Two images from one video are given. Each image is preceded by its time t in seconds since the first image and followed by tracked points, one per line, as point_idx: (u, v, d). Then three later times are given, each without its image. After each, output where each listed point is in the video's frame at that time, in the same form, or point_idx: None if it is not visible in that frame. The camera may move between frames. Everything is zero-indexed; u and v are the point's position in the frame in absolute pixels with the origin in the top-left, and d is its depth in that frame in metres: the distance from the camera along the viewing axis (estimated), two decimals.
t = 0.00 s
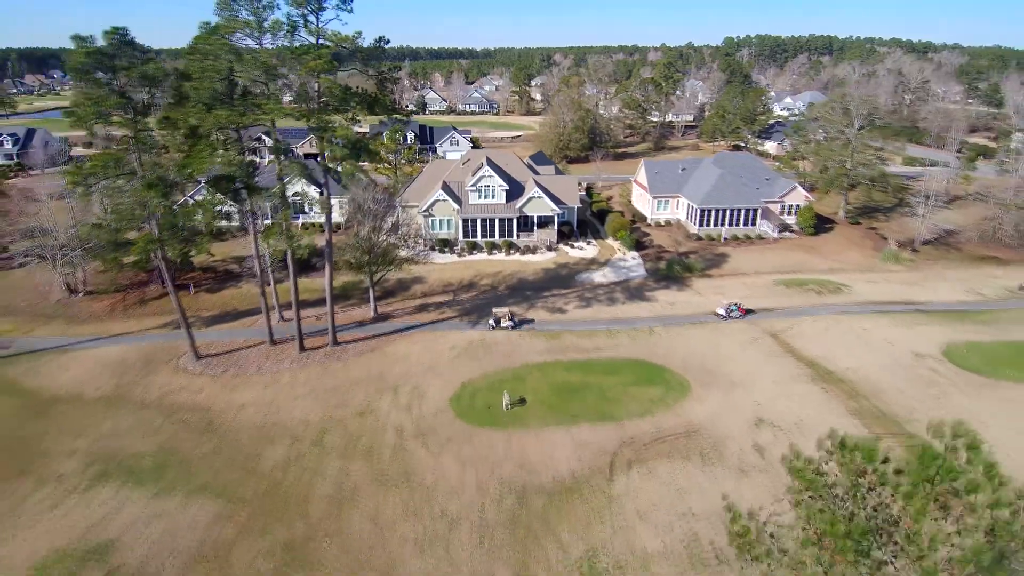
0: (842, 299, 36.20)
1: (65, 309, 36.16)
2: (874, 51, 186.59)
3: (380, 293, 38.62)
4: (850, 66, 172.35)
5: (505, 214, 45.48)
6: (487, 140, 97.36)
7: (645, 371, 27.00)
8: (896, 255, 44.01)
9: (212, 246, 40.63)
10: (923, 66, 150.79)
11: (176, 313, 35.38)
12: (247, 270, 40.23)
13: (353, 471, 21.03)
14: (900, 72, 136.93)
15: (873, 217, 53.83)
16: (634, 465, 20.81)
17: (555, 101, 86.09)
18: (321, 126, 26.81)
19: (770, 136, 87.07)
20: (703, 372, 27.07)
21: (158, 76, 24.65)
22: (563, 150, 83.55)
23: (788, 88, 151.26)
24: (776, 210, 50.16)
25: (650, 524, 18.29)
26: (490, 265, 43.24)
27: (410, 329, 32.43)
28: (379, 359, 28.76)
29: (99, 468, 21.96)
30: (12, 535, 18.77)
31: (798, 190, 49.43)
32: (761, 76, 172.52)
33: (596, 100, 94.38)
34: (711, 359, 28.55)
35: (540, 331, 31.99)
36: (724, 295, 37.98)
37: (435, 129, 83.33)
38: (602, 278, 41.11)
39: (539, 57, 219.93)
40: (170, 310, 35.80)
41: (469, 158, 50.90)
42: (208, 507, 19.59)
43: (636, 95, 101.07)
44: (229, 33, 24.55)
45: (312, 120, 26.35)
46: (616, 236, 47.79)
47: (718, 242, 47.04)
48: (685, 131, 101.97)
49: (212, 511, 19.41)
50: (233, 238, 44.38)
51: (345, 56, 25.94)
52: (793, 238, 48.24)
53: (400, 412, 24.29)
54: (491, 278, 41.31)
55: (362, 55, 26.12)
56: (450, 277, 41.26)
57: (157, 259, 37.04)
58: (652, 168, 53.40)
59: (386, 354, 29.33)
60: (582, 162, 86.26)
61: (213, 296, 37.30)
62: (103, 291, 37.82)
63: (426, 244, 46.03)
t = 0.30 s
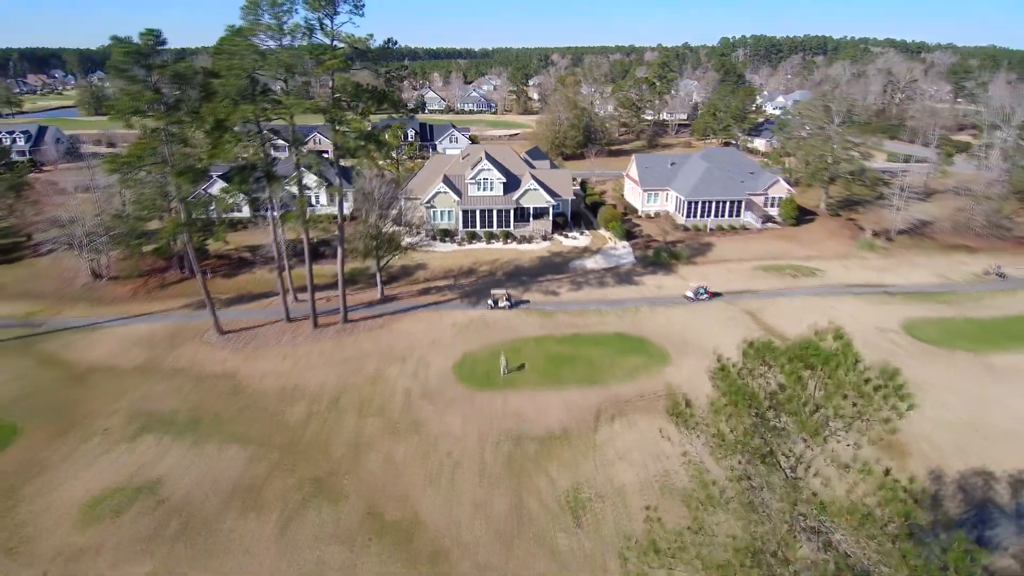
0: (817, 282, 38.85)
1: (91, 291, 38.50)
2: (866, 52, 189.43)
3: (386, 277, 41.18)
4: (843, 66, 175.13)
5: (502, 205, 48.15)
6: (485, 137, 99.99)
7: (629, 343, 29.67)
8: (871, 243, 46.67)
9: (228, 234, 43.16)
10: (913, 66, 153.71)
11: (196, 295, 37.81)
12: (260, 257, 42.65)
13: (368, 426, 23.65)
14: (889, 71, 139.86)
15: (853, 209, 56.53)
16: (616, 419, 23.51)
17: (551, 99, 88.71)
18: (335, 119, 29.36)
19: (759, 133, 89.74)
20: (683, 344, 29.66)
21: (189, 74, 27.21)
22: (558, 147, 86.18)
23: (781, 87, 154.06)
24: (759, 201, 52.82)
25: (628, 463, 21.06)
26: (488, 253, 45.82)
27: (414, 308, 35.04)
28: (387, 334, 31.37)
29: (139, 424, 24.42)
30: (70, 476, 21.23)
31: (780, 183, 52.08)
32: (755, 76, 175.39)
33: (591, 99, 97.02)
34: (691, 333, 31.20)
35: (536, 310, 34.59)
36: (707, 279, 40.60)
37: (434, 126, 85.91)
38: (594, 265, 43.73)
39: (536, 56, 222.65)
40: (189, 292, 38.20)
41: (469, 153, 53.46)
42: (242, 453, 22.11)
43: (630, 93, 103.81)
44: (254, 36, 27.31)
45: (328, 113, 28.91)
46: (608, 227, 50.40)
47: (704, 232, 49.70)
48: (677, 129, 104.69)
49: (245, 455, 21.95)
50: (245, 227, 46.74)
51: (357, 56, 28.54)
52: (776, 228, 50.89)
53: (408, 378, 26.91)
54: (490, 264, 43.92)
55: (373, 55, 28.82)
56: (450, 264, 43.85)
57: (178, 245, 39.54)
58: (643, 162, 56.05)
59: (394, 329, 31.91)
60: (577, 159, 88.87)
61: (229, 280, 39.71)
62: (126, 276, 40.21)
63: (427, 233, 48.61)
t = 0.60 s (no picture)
0: (795, 267, 41.53)
1: (115, 276, 41.07)
2: (859, 52, 192.13)
3: (391, 264, 43.81)
4: (836, 66, 177.81)
5: (500, 197, 50.79)
6: (483, 135, 102.65)
7: (617, 319, 32.29)
8: (849, 233, 49.38)
9: (242, 225, 45.82)
10: (904, 66, 156.48)
11: (214, 279, 40.38)
12: (272, 245, 45.15)
13: (379, 389, 26.23)
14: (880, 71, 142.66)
15: (835, 202, 59.22)
16: (603, 384, 26.12)
17: (548, 98, 91.35)
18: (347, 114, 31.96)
19: (750, 131, 92.46)
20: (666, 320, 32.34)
21: (214, 72, 29.84)
22: (555, 145, 88.89)
23: (774, 87, 156.84)
24: (745, 194, 55.52)
25: (612, 419, 23.68)
26: (487, 242, 48.45)
27: (419, 291, 37.63)
28: (394, 313, 33.97)
29: (172, 388, 26.97)
30: (116, 430, 23.84)
31: (764, 177, 54.76)
32: (749, 76, 178.16)
33: (587, 98, 99.73)
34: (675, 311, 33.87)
35: (532, 292, 37.24)
36: (693, 265, 43.27)
37: (435, 124, 88.53)
38: (587, 252, 46.38)
39: (534, 56, 225.41)
40: (207, 277, 40.77)
41: (469, 148, 56.12)
42: (267, 411, 24.68)
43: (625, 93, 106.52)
44: (273, 38, 29.95)
45: (341, 108, 31.52)
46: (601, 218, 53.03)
47: (692, 223, 52.39)
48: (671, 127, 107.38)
49: (271, 412, 24.55)
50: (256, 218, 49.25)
51: (369, 55, 31.13)
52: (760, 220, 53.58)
53: (415, 349, 29.54)
54: (489, 252, 46.56)
55: (383, 55, 31.50)
56: (452, 252, 46.49)
57: (196, 233, 42.21)
58: (634, 157, 58.75)
59: (400, 309, 34.50)
60: (574, 156, 91.47)
61: (244, 266, 42.28)
62: (147, 263, 42.79)
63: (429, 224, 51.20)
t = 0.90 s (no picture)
0: (774, 255, 44.31)
1: (137, 263, 43.70)
2: (852, 52, 195.22)
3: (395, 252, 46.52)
4: (829, 66, 180.64)
5: (499, 190, 53.56)
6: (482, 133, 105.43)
7: (606, 299, 35.05)
8: (828, 224, 52.19)
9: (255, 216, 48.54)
10: (895, 66, 159.33)
11: (231, 266, 43.02)
12: (284, 235, 47.84)
13: (388, 358, 28.97)
14: (871, 71, 145.59)
15: (818, 196, 62.02)
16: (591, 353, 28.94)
17: (545, 97, 94.11)
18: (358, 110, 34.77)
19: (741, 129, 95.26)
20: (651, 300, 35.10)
21: (237, 71, 32.65)
22: (552, 143, 91.66)
23: (768, 86, 159.69)
24: (731, 188, 58.32)
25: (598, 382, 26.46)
26: (486, 232, 51.18)
27: (423, 276, 40.35)
28: (400, 294, 36.70)
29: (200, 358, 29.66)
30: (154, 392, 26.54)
31: (750, 171, 57.55)
32: (744, 76, 180.99)
33: (583, 98, 102.54)
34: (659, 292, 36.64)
35: (528, 276, 39.97)
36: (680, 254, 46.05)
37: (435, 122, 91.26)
38: (580, 242, 49.12)
39: (533, 57, 227.90)
40: (224, 264, 43.41)
41: (468, 145, 58.91)
42: (289, 376, 27.39)
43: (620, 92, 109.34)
44: (291, 41, 32.79)
45: (353, 104, 34.32)
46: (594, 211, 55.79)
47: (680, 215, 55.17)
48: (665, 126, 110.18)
49: (291, 377, 27.25)
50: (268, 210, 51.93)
51: (379, 56, 33.84)
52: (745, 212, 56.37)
53: (421, 325, 32.29)
54: (488, 241, 49.30)
55: (391, 56, 34.33)
56: (453, 241, 49.22)
57: (212, 223, 44.96)
58: (626, 153, 61.55)
59: (406, 291, 37.22)
60: (570, 153, 94.06)
61: (258, 254, 44.94)
62: (166, 251, 45.44)
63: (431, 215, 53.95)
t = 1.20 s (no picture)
0: (758, 244, 46.91)
1: (156, 252, 46.25)
2: (846, 53, 197.92)
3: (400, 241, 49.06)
4: (823, 66, 183.21)
5: (498, 183, 56.15)
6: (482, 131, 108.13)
7: (598, 282, 37.60)
8: (811, 216, 54.81)
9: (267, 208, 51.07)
10: (888, 66, 161.95)
11: (244, 254, 45.52)
12: (295, 225, 50.36)
13: (397, 333, 31.58)
14: (864, 70, 148.11)
15: (804, 190, 64.63)
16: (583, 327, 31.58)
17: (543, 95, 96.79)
18: (369, 106, 37.31)
19: (733, 127, 97.86)
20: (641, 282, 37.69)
21: (255, 70, 35.25)
22: (549, 140, 94.33)
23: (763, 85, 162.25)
24: (720, 182, 60.95)
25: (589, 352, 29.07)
26: (486, 223, 53.74)
27: (426, 262, 42.88)
28: (407, 278, 39.26)
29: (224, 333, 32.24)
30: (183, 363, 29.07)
31: (737, 166, 60.16)
32: (739, 76, 183.56)
33: (580, 97, 105.35)
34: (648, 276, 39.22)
35: (525, 262, 42.53)
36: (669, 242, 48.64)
37: (436, 120, 93.91)
38: (575, 232, 51.74)
39: (531, 57, 230.59)
40: (238, 252, 45.92)
41: (469, 140, 61.51)
42: (306, 348, 30.01)
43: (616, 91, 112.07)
44: (307, 41, 35.40)
45: (364, 100, 36.84)
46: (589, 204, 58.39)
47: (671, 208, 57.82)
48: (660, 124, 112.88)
49: (309, 349, 29.85)
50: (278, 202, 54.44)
51: (387, 56, 36.35)
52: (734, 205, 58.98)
53: (427, 305, 34.87)
54: (488, 231, 51.88)
55: (400, 55, 36.90)
56: (454, 231, 51.80)
57: (227, 214, 47.53)
58: (620, 149, 64.19)
59: (412, 275, 39.77)
60: (567, 151, 96.79)
61: (271, 243, 47.47)
62: (183, 240, 47.98)
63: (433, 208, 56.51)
